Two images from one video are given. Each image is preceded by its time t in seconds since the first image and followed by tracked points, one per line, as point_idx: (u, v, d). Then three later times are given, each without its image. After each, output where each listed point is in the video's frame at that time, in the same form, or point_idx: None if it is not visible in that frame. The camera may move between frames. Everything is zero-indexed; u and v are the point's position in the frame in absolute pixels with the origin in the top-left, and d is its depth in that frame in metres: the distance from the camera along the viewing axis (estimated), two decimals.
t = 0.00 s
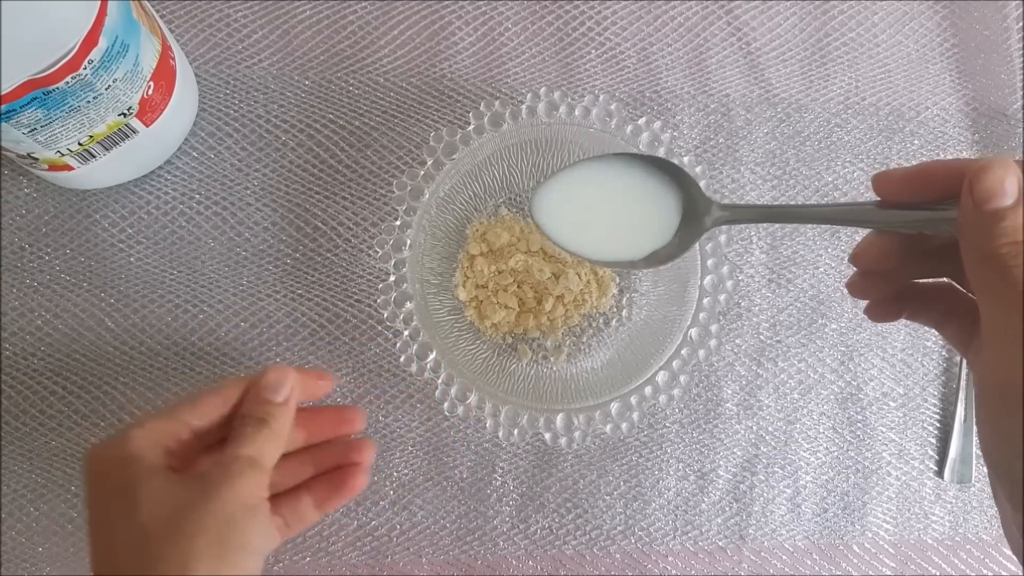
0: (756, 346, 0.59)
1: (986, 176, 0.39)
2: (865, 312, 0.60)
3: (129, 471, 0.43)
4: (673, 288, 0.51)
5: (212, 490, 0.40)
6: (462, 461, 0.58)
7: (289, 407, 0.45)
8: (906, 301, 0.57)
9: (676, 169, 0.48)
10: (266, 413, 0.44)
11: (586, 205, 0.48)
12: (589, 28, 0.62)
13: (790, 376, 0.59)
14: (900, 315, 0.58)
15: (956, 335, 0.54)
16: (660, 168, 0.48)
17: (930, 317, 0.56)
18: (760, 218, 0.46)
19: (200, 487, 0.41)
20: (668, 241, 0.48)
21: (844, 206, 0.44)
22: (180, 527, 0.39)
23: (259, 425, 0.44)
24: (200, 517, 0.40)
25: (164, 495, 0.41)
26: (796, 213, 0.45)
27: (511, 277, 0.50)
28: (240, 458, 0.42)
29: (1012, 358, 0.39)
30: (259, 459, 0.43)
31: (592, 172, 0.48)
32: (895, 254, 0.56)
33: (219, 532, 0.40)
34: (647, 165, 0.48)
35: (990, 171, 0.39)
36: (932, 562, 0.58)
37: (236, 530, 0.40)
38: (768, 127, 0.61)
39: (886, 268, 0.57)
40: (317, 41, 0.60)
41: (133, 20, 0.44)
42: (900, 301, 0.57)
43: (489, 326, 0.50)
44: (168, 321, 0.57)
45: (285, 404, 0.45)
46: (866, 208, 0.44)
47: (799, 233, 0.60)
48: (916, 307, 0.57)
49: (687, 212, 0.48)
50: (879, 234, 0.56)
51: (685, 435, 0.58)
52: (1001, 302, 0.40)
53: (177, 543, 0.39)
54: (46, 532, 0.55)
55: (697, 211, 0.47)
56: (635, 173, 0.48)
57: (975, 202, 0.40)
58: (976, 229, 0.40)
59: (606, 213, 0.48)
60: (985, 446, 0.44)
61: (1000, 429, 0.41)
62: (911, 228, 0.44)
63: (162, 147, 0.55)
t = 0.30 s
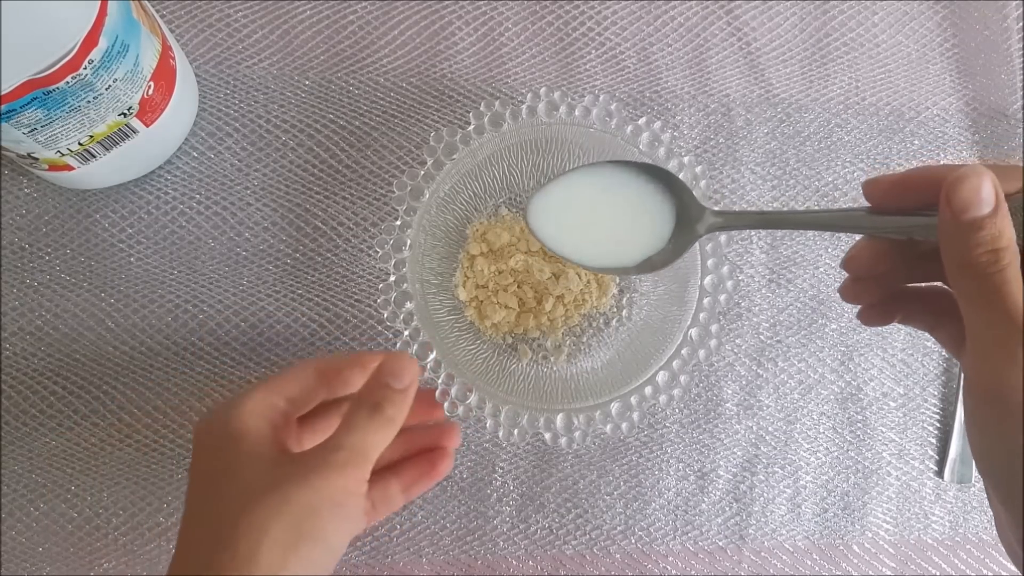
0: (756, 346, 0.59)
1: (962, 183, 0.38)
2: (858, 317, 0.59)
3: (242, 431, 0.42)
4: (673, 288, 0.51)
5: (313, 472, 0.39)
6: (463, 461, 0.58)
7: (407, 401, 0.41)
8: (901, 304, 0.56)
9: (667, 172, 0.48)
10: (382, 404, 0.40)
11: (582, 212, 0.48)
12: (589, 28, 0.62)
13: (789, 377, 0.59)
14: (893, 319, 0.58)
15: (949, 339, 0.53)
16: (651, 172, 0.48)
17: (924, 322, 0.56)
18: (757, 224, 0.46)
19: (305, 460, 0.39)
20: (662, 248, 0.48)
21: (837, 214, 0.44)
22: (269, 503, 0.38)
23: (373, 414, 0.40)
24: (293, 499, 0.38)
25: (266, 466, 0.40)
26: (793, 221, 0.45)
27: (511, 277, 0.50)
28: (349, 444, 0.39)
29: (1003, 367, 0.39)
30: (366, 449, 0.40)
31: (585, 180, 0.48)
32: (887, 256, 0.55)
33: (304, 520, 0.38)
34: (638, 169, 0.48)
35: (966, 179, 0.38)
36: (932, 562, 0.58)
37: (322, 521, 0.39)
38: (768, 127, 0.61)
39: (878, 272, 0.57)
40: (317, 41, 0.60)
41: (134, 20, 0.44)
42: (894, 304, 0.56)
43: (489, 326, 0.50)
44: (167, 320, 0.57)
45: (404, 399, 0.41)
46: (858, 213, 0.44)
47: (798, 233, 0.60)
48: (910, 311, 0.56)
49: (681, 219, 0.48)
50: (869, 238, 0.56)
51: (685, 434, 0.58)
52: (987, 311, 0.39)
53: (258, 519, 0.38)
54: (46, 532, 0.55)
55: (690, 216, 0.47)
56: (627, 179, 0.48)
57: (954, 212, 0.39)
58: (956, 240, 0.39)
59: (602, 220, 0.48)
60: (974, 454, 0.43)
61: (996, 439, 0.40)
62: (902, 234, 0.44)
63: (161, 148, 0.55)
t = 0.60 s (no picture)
0: (756, 346, 0.59)
1: (975, 185, 0.38)
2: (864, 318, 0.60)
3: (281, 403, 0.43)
4: (673, 288, 0.51)
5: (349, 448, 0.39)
6: (462, 461, 0.58)
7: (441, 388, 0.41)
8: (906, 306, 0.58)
9: (670, 171, 0.48)
10: (417, 387, 0.41)
11: (586, 213, 0.48)
12: (589, 28, 0.62)
13: (789, 377, 0.59)
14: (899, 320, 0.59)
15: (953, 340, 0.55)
16: (653, 172, 0.48)
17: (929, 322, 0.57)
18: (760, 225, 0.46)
19: (340, 436, 0.40)
20: (668, 248, 0.48)
21: (837, 215, 0.44)
22: (307, 471, 0.39)
23: (407, 396, 0.41)
24: (331, 470, 0.39)
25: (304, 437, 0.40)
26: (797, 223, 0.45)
27: (511, 277, 0.50)
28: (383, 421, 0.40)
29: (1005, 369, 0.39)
30: (399, 427, 0.41)
31: (587, 180, 0.48)
32: (893, 258, 0.57)
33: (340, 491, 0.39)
34: (641, 169, 0.48)
35: (977, 179, 0.38)
36: (932, 562, 0.58)
37: (358, 494, 0.39)
38: (768, 127, 0.61)
39: (884, 274, 0.58)
40: (317, 41, 0.60)
41: (133, 20, 0.44)
42: (899, 306, 0.58)
43: (489, 326, 0.50)
44: (168, 321, 0.57)
45: (439, 384, 0.41)
46: (862, 215, 0.44)
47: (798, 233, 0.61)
48: (914, 313, 0.57)
49: (686, 220, 0.48)
50: (876, 240, 0.57)
51: (685, 435, 0.58)
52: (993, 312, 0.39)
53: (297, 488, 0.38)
54: (46, 532, 0.55)
55: (695, 215, 0.48)
56: (629, 179, 0.48)
57: (966, 213, 0.38)
58: (966, 241, 0.39)
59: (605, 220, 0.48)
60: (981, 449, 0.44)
61: (996, 438, 0.41)
62: (905, 236, 0.44)
63: (162, 148, 0.55)
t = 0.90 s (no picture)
0: (756, 346, 0.59)
1: (987, 184, 0.38)
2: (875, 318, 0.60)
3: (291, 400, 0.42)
4: (673, 287, 0.51)
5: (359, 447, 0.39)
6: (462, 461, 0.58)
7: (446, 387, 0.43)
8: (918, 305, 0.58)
9: (680, 171, 0.48)
10: (425, 389, 0.42)
11: (595, 214, 0.48)
12: (589, 28, 0.62)
13: (790, 376, 0.59)
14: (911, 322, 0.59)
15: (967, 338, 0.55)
16: (666, 174, 0.48)
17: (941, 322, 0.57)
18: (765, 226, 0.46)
19: (352, 435, 0.40)
20: (680, 250, 0.48)
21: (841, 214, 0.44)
22: (319, 468, 0.38)
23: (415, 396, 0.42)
24: (344, 468, 0.39)
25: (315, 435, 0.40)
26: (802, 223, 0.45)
27: (511, 277, 0.50)
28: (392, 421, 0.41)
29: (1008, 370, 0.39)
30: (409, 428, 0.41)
31: (596, 181, 0.49)
32: (906, 258, 0.57)
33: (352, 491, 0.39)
34: (650, 169, 0.48)
35: (990, 179, 0.38)
36: (932, 562, 0.58)
37: (369, 493, 0.39)
38: (768, 127, 0.61)
39: (897, 274, 0.58)
40: (317, 41, 0.60)
41: (133, 20, 0.44)
42: (911, 306, 0.58)
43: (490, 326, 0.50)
44: (168, 320, 0.57)
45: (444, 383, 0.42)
46: (874, 214, 0.44)
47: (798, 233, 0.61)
48: (926, 312, 0.58)
49: (698, 222, 0.48)
50: (889, 239, 0.57)
51: (685, 435, 0.58)
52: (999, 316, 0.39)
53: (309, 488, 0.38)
54: (46, 532, 0.55)
55: (706, 216, 0.48)
56: (638, 179, 0.48)
57: (978, 213, 0.39)
58: (978, 241, 0.40)
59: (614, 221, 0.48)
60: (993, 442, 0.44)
61: (1005, 439, 0.41)
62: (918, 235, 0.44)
63: (162, 148, 0.55)
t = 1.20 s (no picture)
0: (756, 346, 0.59)
1: (974, 184, 0.37)
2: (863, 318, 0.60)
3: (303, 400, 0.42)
4: (677, 287, 0.51)
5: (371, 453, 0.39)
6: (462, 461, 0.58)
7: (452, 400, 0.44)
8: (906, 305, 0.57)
9: (667, 171, 0.48)
10: (432, 399, 0.43)
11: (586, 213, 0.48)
12: (589, 29, 0.62)
13: (789, 377, 0.59)
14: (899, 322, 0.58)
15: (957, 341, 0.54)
16: (652, 174, 0.48)
17: (930, 323, 0.56)
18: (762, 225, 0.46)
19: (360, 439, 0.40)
20: (665, 250, 0.48)
21: (837, 214, 0.44)
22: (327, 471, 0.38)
23: (423, 407, 0.43)
24: (351, 474, 0.38)
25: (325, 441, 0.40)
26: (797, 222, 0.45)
27: (516, 279, 0.50)
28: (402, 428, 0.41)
29: (1005, 369, 0.38)
30: (417, 437, 0.42)
31: (582, 181, 0.48)
32: (894, 259, 0.56)
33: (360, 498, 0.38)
34: (638, 169, 0.48)
35: (977, 179, 0.37)
36: (932, 562, 0.58)
37: (373, 501, 0.39)
38: (768, 127, 0.61)
39: (884, 274, 0.57)
40: (317, 41, 0.60)
41: (133, 20, 0.44)
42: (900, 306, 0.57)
43: (496, 329, 0.50)
44: (168, 320, 0.57)
45: (450, 396, 0.43)
46: (864, 214, 0.43)
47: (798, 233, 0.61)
48: (917, 312, 0.57)
49: (684, 222, 0.48)
50: (877, 239, 0.57)
51: (685, 435, 0.58)
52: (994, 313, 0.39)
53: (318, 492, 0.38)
54: (46, 532, 0.55)
55: (694, 215, 0.48)
56: (624, 179, 0.48)
57: (966, 212, 0.38)
58: (971, 241, 0.39)
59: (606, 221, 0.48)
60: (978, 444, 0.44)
61: (994, 436, 0.41)
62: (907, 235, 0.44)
63: (161, 148, 0.55)
